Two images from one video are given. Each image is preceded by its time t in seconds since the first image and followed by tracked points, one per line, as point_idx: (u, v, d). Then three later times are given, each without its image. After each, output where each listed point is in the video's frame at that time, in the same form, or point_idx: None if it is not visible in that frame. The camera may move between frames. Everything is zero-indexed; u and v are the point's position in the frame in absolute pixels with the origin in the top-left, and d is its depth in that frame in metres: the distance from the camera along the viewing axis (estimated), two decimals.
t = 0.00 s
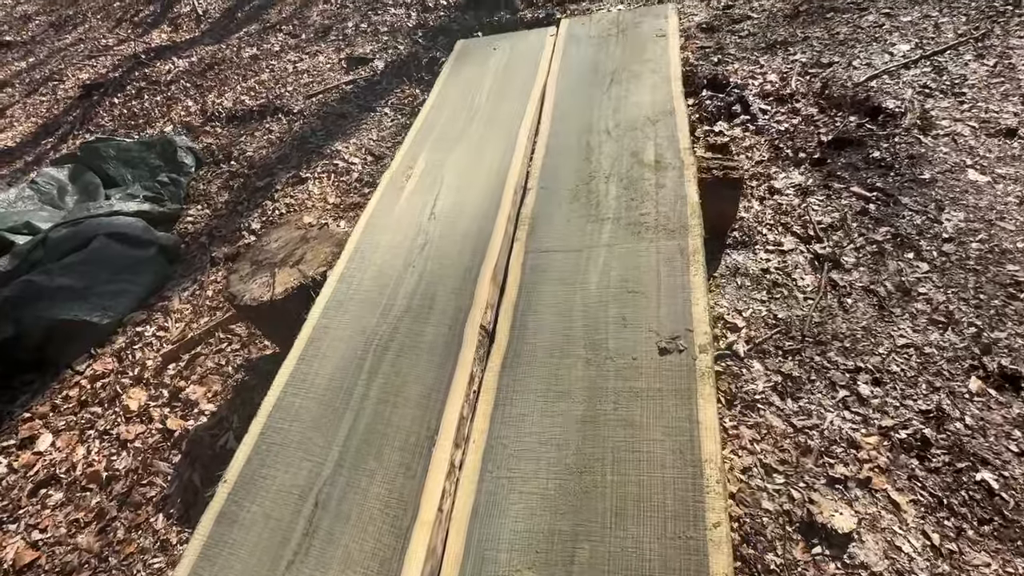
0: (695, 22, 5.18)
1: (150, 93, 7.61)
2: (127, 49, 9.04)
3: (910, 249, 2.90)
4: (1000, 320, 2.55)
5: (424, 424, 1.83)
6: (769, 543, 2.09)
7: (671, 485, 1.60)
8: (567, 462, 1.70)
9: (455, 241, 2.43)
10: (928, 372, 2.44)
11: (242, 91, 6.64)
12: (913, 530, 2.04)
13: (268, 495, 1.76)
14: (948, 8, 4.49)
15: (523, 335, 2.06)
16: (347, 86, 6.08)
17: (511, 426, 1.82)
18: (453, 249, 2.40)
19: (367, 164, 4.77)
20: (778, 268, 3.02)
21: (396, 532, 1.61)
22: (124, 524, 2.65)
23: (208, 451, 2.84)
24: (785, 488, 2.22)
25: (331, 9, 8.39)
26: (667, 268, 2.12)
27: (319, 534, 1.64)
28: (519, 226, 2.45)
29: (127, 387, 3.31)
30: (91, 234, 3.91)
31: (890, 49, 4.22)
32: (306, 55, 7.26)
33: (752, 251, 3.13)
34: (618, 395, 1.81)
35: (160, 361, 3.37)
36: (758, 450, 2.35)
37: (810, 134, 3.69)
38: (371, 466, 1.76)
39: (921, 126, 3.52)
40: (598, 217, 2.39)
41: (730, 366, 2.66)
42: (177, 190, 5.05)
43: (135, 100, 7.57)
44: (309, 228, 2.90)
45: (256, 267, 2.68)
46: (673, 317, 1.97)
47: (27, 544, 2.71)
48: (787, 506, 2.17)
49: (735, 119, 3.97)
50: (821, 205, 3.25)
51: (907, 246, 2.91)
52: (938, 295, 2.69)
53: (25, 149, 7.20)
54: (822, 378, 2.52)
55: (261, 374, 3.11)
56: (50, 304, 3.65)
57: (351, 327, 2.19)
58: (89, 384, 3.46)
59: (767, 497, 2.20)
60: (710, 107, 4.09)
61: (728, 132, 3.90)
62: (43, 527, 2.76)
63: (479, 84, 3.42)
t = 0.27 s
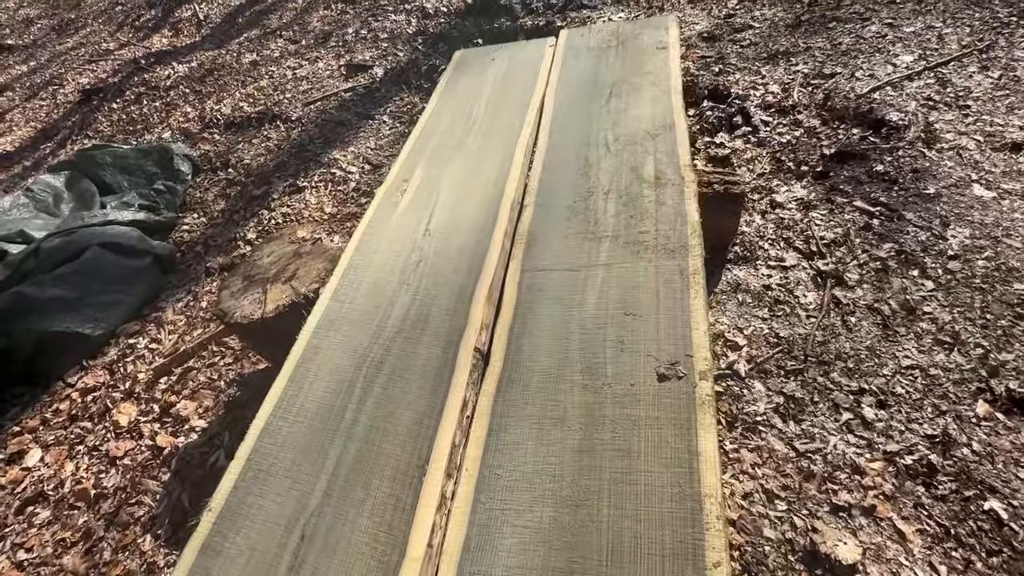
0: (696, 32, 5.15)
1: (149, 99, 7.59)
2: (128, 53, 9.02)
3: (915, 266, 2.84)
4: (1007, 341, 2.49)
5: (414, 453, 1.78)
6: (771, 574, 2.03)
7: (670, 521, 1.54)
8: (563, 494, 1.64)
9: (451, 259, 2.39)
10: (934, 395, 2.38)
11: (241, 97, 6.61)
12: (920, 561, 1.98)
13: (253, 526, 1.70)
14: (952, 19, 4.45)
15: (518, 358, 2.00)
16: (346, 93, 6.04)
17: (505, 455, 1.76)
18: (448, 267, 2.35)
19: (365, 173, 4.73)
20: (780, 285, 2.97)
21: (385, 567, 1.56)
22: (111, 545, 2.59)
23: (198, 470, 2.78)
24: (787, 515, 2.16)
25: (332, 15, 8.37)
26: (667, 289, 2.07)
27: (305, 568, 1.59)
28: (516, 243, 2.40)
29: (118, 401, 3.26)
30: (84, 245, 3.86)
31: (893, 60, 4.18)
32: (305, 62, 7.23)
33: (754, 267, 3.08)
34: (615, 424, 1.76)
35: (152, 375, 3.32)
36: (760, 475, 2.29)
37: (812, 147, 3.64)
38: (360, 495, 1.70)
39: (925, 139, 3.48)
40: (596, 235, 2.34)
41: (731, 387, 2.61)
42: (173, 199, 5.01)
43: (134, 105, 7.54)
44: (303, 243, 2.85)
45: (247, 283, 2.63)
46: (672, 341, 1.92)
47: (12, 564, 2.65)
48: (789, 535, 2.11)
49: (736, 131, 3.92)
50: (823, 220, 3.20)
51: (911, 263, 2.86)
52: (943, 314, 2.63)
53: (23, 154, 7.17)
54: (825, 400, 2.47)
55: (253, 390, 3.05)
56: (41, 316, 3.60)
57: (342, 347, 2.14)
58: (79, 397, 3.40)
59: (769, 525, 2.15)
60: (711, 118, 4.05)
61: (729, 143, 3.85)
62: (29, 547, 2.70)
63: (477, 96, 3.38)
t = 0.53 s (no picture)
0: (695, 39, 5.13)
1: (146, 103, 7.55)
2: (125, 57, 8.98)
3: (917, 280, 2.81)
4: (1011, 358, 2.46)
5: (406, 478, 1.74)
6: None
7: (668, 552, 1.49)
8: (558, 522, 1.59)
9: (445, 274, 2.34)
10: (937, 414, 2.34)
11: (237, 103, 6.57)
12: None
13: (238, 553, 1.65)
14: (952, 28, 4.43)
15: (513, 378, 1.95)
16: (343, 99, 6.01)
17: (499, 480, 1.71)
18: (442, 282, 2.31)
19: (361, 181, 4.68)
20: (780, 298, 2.93)
21: None
22: (97, 564, 2.53)
23: (186, 487, 2.72)
24: (788, 538, 2.12)
25: (330, 19, 8.34)
26: (666, 308, 2.03)
27: None
28: (511, 257, 2.36)
29: (107, 414, 3.20)
30: (75, 253, 3.80)
31: (894, 69, 4.15)
32: (302, 67, 7.20)
33: (753, 280, 3.04)
34: (612, 448, 1.71)
35: (142, 388, 3.26)
36: (760, 495, 2.24)
37: (812, 158, 3.61)
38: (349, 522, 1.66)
39: (926, 151, 3.45)
40: (594, 250, 2.30)
41: (730, 404, 2.56)
42: (167, 205, 4.95)
43: (131, 109, 7.50)
44: (296, 255, 2.80)
45: (238, 296, 2.58)
46: (671, 362, 1.87)
47: None
48: (790, 559, 2.06)
49: (736, 141, 3.89)
50: (824, 232, 3.16)
51: (913, 277, 2.82)
52: (945, 330, 2.60)
53: (17, 158, 7.11)
54: (827, 418, 2.42)
55: (245, 404, 3.00)
56: (31, 326, 3.55)
57: (333, 365, 2.09)
58: (68, 409, 3.34)
59: (769, 548, 2.10)
60: (710, 128, 4.01)
61: (728, 153, 3.82)
62: (12, 565, 2.63)
63: (474, 104, 3.34)
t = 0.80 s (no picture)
0: (693, 45, 5.10)
1: (139, 105, 7.48)
2: (119, 58, 8.90)
3: (916, 291, 2.77)
4: (1012, 373, 2.42)
5: (395, 501, 1.69)
6: None
7: None
8: (551, 548, 1.54)
9: (438, 286, 2.29)
10: (938, 430, 2.30)
11: (231, 106, 6.51)
12: None
13: None
14: (949, 36, 4.42)
15: (506, 395, 1.90)
16: (338, 103, 5.96)
17: (491, 502, 1.66)
18: (435, 295, 2.26)
19: (355, 186, 4.63)
20: (778, 309, 2.89)
21: None
22: None
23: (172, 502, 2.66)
24: (788, 558, 2.07)
25: (326, 22, 8.29)
26: (663, 323, 1.98)
27: None
28: (506, 270, 2.31)
29: (93, 425, 3.13)
30: (63, 259, 3.72)
31: (891, 77, 4.13)
32: (298, 70, 7.15)
33: (751, 290, 3.00)
34: (608, 469, 1.66)
35: (129, 399, 3.19)
36: (759, 513, 2.20)
37: (810, 166, 3.58)
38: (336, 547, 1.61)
39: (925, 159, 3.42)
40: (590, 262, 2.25)
41: (728, 418, 2.52)
42: (159, 210, 4.89)
43: (124, 112, 7.42)
44: (286, 265, 2.75)
45: (226, 307, 2.52)
46: (668, 380, 1.83)
47: None
48: None
49: (733, 148, 3.86)
50: (822, 242, 3.13)
51: (912, 288, 2.79)
52: (946, 343, 2.56)
53: (8, 160, 7.02)
54: (826, 433, 2.38)
55: (234, 416, 2.94)
56: (17, 334, 3.48)
57: (322, 381, 2.04)
58: (53, 420, 3.27)
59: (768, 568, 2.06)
60: (708, 135, 3.98)
61: (726, 161, 3.79)
62: None
63: (469, 111, 3.30)
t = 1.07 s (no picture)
0: (690, 49, 5.07)
1: (130, 106, 7.38)
2: (110, 58, 8.79)
3: (917, 301, 2.74)
4: (1014, 385, 2.38)
5: (385, 524, 1.63)
6: None
7: None
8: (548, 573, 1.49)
9: (431, 296, 2.24)
10: (940, 444, 2.27)
11: (224, 108, 6.42)
12: None
13: None
14: (947, 42, 4.40)
15: (501, 412, 1.85)
16: (332, 105, 5.89)
17: (484, 525, 1.60)
18: (427, 306, 2.20)
19: (348, 191, 4.56)
20: (777, 319, 2.85)
21: None
22: None
23: (158, 518, 2.59)
24: None
25: (320, 23, 8.22)
26: (662, 336, 1.93)
27: None
28: (501, 280, 2.26)
29: (77, 437, 3.05)
30: (48, 265, 3.67)
31: (889, 83, 4.11)
32: (292, 71, 7.07)
33: (750, 299, 2.96)
34: (605, 490, 1.61)
35: (115, 409, 3.12)
36: (759, 531, 2.15)
37: (809, 173, 3.55)
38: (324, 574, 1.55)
39: (924, 167, 3.39)
40: (587, 273, 2.20)
41: (728, 431, 2.47)
42: (149, 214, 4.80)
43: (114, 113, 7.32)
44: (276, 273, 2.68)
45: (213, 318, 2.45)
46: (668, 396, 1.78)
47: None
48: None
49: (731, 154, 3.82)
50: (821, 250, 3.09)
51: (913, 298, 2.76)
52: (947, 355, 2.53)
53: None
54: (827, 447, 2.34)
55: (222, 428, 2.87)
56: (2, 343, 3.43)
57: (311, 396, 1.97)
58: (36, 431, 3.18)
59: None
60: (705, 141, 3.94)
61: (724, 167, 3.75)
62: None
63: (464, 116, 3.24)
